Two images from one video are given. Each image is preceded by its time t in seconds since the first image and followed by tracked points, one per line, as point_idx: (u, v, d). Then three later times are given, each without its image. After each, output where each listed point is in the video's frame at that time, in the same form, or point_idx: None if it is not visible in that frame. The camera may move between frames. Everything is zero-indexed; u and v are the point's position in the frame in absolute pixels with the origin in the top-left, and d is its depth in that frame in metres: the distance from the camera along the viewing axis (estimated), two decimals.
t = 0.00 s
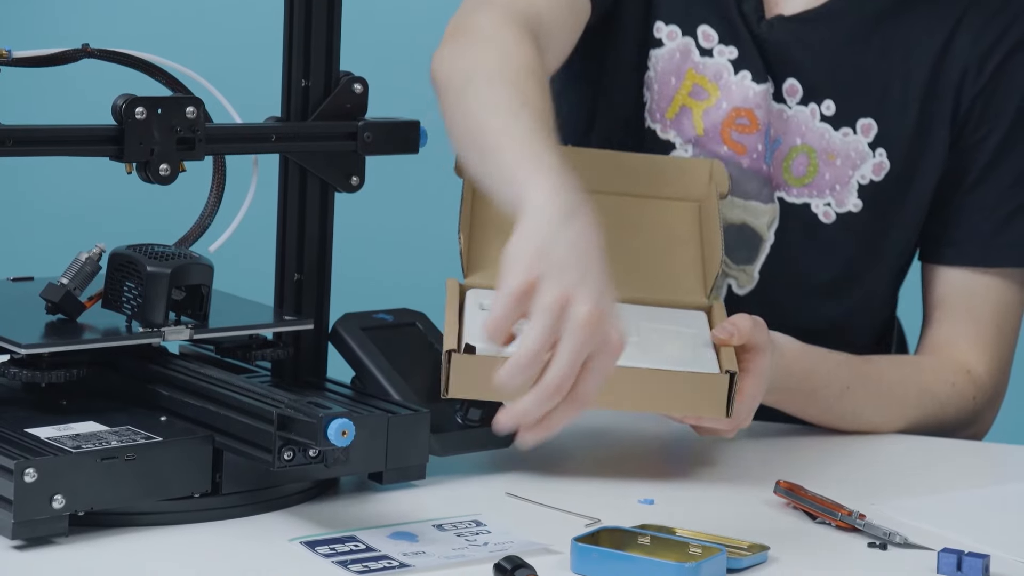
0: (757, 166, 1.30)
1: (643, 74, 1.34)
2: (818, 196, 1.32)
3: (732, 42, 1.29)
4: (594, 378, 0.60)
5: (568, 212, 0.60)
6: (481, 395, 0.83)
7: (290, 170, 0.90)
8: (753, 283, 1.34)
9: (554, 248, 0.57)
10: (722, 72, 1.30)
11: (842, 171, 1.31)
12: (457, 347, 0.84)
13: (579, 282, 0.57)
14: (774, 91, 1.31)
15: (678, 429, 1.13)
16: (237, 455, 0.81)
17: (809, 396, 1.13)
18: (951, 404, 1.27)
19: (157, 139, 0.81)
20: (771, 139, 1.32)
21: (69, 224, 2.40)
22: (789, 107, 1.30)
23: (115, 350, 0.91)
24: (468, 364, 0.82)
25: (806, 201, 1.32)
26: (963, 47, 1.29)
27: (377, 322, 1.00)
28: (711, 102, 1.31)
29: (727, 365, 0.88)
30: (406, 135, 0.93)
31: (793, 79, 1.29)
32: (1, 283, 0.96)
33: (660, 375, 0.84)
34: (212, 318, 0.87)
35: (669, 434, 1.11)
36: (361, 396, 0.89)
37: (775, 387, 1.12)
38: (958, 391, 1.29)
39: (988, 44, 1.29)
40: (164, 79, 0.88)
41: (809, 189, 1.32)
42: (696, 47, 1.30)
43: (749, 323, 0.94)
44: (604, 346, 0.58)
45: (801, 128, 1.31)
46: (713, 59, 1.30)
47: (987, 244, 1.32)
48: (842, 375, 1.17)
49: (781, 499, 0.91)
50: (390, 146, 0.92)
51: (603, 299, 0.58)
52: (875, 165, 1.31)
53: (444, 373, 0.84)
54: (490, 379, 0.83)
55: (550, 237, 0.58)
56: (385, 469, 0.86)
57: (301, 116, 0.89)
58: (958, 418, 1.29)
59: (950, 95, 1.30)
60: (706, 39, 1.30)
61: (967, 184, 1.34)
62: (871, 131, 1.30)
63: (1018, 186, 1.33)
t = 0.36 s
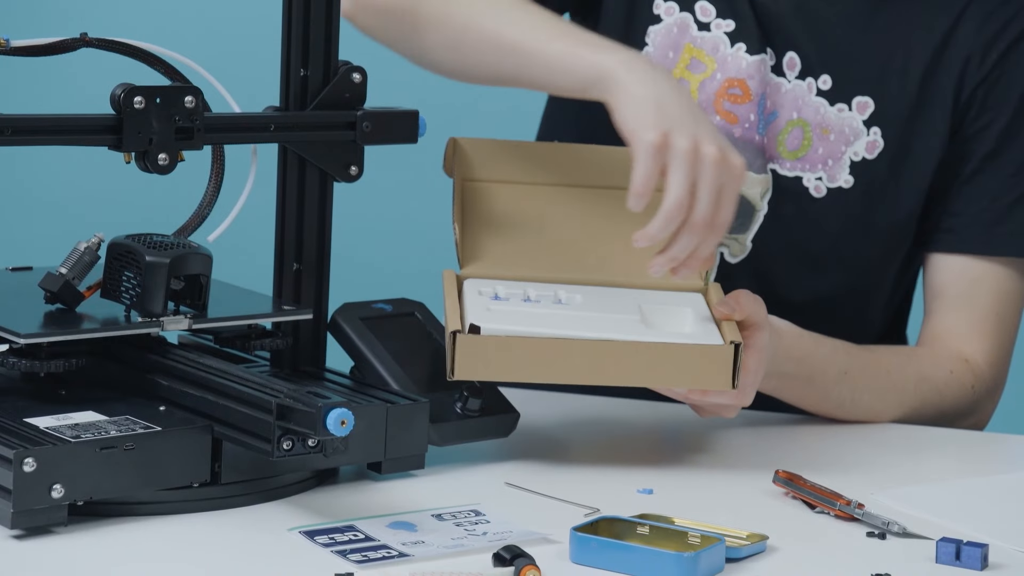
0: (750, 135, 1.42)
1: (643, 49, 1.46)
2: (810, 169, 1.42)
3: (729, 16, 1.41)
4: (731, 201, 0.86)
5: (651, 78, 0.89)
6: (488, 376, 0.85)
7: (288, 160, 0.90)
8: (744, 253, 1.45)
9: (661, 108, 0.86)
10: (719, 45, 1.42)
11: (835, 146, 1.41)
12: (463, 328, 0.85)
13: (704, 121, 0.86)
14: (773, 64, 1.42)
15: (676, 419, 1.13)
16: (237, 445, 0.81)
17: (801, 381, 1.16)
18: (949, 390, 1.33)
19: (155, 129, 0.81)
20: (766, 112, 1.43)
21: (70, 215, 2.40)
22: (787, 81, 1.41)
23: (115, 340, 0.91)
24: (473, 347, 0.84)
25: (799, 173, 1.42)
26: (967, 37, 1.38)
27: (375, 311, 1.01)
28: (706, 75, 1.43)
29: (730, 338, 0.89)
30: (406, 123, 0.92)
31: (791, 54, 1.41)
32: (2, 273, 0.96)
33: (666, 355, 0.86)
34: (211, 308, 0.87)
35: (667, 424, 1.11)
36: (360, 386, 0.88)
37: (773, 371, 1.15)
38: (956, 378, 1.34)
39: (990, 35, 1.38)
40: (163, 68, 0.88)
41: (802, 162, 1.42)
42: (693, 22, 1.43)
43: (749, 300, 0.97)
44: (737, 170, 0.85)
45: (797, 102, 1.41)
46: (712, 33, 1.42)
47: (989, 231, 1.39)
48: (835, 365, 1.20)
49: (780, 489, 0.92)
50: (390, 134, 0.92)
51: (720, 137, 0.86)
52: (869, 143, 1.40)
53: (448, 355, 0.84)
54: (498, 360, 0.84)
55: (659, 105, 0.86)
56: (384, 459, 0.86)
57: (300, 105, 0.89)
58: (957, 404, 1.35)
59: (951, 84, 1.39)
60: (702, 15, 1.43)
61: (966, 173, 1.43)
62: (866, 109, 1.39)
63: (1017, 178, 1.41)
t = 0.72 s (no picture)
0: (751, 135, 1.48)
1: (642, 52, 1.52)
2: (824, 165, 1.48)
3: (728, 16, 1.47)
4: (640, 234, 0.96)
5: (575, 137, 1.03)
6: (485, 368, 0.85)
7: (287, 151, 0.90)
8: (748, 252, 1.51)
9: (572, 158, 1.00)
10: (718, 45, 1.48)
11: (848, 141, 1.47)
12: (454, 321, 0.85)
13: (615, 167, 1.00)
14: (779, 62, 1.46)
15: (674, 410, 1.13)
16: (236, 436, 0.80)
17: (799, 371, 1.17)
18: (948, 381, 1.35)
19: (153, 120, 0.81)
20: (773, 110, 1.48)
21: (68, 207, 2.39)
22: (794, 78, 1.46)
23: (114, 331, 0.91)
24: (468, 340, 0.84)
25: (812, 170, 1.48)
26: (976, 30, 1.43)
27: (373, 303, 1.01)
28: (706, 75, 1.49)
29: (721, 325, 0.90)
30: (406, 115, 0.92)
31: (801, 50, 1.45)
32: None
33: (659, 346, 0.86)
34: (210, 300, 0.87)
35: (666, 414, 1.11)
36: (359, 377, 0.88)
37: (766, 361, 1.16)
38: (956, 368, 1.37)
39: (999, 29, 1.42)
40: (162, 59, 0.88)
41: (815, 158, 1.48)
42: (692, 23, 1.49)
43: (740, 290, 0.98)
44: (642, 205, 0.96)
45: (808, 98, 1.46)
46: (710, 34, 1.48)
47: (996, 222, 1.42)
48: (829, 355, 1.21)
49: (779, 480, 0.92)
50: (389, 124, 0.91)
51: (627, 177, 0.98)
52: (881, 137, 1.46)
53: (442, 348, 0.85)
54: (494, 352, 0.85)
55: (569, 153, 1.00)
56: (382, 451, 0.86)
57: (299, 97, 0.89)
58: (958, 393, 1.37)
59: (963, 74, 1.44)
60: (702, 16, 1.48)
61: (972, 164, 1.47)
62: (879, 104, 1.45)
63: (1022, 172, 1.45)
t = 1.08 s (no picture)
0: (748, 130, 1.48)
1: (638, 47, 1.51)
2: (822, 159, 1.48)
3: (724, 12, 1.47)
4: (634, 238, 0.95)
5: (576, 142, 1.01)
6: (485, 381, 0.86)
7: (286, 145, 0.90)
8: (746, 247, 1.51)
9: (570, 162, 0.98)
10: (715, 40, 1.47)
11: (846, 135, 1.46)
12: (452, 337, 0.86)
13: (614, 170, 0.98)
14: (775, 57, 1.46)
15: (673, 404, 1.13)
16: (236, 429, 0.80)
17: (797, 365, 1.17)
18: (946, 373, 1.35)
19: (153, 113, 0.81)
20: (770, 106, 1.48)
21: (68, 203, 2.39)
22: (791, 72, 1.46)
23: (114, 325, 0.91)
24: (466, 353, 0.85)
25: (810, 164, 1.48)
26: (974, 23, 1.43)
27: (373, 297, 1.02)
28: (703, 71, 1.49)
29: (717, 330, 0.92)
30: (403, 109, 0.92)
31: (797, 44, 1.45)
32: None
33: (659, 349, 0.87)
34: (209, 294, 0.87)
35: (665, 409, 1.12)
36: (357, 370, 0.89)
37: (761, 354, 1.16)
38: (955, 361, 1.37)
39: (998, 20, 1.43)
40: (160, 52, 0.88)
41: (812, 153, 1.48)
42: (688, 19, 1.49)
43: (733, 289, 1.01)
44: (635, 209, 0.95)
45: (805, 93, 1.46)
46: (706, 29, 1.48)
47: (992, 215, 1.42)
48: (827, 348, 1.21)
49: (778, 474, 0.92)
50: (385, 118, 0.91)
51: (624, 180, 0.96)
52: (879, 131, 1.46)
53: (440, 363, 0.85)
54: (494, 370, 0.86)
55: (568, 159, 0.99)
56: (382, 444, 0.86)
57: (298, 91, 0.89)
58: (956, 384, 1.36)
59: (960, 66, 1.44)
60: (698, 11, 1.48)
61: (970, 157, 1.47)
62: (876, 97, 1.45)
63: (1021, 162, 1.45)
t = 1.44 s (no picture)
0: (745, 123, 1.49)
1: (635, 41, 1.53)
2: (818, 153, 1.48)
3: (720, 4, 1.48)
4: (635, 206, 0.94)
5: (577, 112, 1.02)
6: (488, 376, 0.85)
7: (286, 139, 0.90)
8: (743, 241, 1.52)
9: (570, 133, 0.98)
10: (711, 33, 1.48)
11: (842, 128, 1.47)
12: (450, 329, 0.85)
13: (615, 139, 0.98)
14: (773, 50, 1.47)
15: (672, 399, 1.13)
16: (235, 422, 0.80)
17: (797, 360, 1.18)
18: (945, 365, 1.35)
19: (152, 106, 0.80)
20: (767, 98, 1.49)
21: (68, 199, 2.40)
22: (787, 65, 1.47)
23: (114, 319, 0.91)
24: (468, 349, 0.84)
25: (806, 157, 1.49)
26: (968, 17, 1.43)
27: (373, 290, 1.03)
28: (700, 64, 1.49)
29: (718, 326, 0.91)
30: (401, 102, 0.92)
31: (793, 38, 1.46)
32: None
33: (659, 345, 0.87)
34: (209, 287, 0.87)
35: (664, 403, 1.12)
36: (357, 364, 0.88)
37: (761, 350, 1.16)
38: (954, 354, 1.36)
39: (993, 13, 1.42)
40: (160, 45, 0.88)
41: (809, 146, 1.48)
42: (685, 12, 1.50)
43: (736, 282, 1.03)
44: (635, 177, 0.95)
45: (801, 86, 1.47)
46: (702, 22, 1.49)
47: (990, 208, 1.42)
48: (826, 343, 1.22)
49: (777, 467, 0.92)
50: (383, 111, 0.91)
51: (625, 148, 0.96)
52: (875, 124, 1.46)
53: (439, 358, 0.85)
54: (495, 365, 0.85)
55: (568, 131, 0.99)
56: (381, 438, 0.86)
57: (298, 84, 0.89)
58: (955, 377, 1.36)
59: (955, 58, 1.44)
60: (695, 4, 1.49)
61: (966, 149, 1.47)
62: (872, 90, 1.45)
63: (1018, 154, 1.45)
